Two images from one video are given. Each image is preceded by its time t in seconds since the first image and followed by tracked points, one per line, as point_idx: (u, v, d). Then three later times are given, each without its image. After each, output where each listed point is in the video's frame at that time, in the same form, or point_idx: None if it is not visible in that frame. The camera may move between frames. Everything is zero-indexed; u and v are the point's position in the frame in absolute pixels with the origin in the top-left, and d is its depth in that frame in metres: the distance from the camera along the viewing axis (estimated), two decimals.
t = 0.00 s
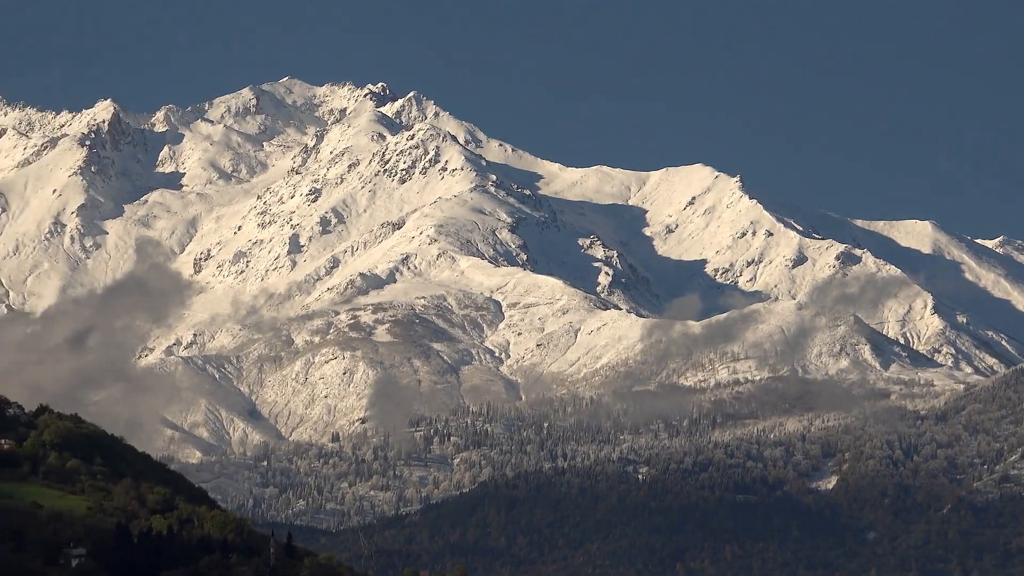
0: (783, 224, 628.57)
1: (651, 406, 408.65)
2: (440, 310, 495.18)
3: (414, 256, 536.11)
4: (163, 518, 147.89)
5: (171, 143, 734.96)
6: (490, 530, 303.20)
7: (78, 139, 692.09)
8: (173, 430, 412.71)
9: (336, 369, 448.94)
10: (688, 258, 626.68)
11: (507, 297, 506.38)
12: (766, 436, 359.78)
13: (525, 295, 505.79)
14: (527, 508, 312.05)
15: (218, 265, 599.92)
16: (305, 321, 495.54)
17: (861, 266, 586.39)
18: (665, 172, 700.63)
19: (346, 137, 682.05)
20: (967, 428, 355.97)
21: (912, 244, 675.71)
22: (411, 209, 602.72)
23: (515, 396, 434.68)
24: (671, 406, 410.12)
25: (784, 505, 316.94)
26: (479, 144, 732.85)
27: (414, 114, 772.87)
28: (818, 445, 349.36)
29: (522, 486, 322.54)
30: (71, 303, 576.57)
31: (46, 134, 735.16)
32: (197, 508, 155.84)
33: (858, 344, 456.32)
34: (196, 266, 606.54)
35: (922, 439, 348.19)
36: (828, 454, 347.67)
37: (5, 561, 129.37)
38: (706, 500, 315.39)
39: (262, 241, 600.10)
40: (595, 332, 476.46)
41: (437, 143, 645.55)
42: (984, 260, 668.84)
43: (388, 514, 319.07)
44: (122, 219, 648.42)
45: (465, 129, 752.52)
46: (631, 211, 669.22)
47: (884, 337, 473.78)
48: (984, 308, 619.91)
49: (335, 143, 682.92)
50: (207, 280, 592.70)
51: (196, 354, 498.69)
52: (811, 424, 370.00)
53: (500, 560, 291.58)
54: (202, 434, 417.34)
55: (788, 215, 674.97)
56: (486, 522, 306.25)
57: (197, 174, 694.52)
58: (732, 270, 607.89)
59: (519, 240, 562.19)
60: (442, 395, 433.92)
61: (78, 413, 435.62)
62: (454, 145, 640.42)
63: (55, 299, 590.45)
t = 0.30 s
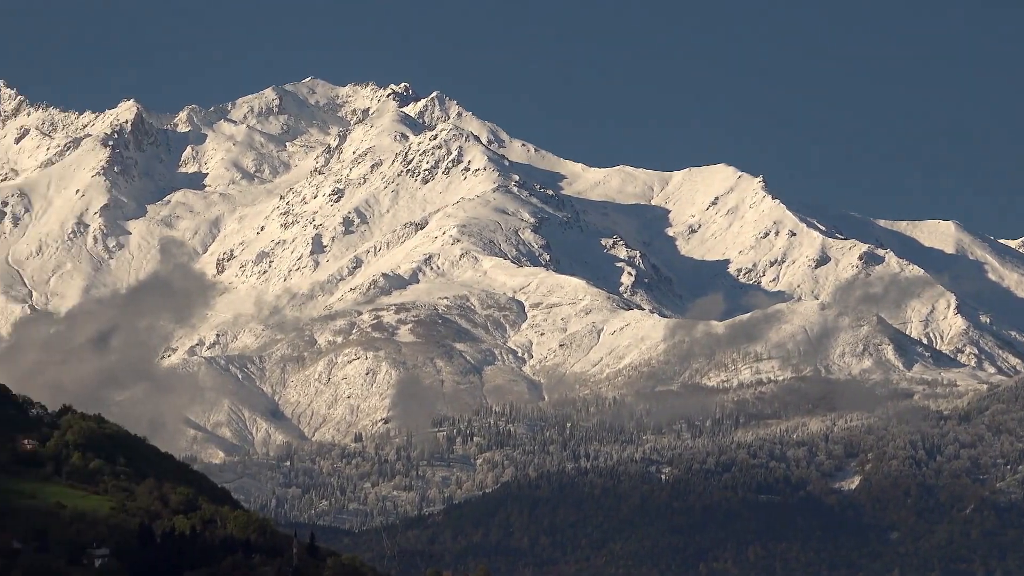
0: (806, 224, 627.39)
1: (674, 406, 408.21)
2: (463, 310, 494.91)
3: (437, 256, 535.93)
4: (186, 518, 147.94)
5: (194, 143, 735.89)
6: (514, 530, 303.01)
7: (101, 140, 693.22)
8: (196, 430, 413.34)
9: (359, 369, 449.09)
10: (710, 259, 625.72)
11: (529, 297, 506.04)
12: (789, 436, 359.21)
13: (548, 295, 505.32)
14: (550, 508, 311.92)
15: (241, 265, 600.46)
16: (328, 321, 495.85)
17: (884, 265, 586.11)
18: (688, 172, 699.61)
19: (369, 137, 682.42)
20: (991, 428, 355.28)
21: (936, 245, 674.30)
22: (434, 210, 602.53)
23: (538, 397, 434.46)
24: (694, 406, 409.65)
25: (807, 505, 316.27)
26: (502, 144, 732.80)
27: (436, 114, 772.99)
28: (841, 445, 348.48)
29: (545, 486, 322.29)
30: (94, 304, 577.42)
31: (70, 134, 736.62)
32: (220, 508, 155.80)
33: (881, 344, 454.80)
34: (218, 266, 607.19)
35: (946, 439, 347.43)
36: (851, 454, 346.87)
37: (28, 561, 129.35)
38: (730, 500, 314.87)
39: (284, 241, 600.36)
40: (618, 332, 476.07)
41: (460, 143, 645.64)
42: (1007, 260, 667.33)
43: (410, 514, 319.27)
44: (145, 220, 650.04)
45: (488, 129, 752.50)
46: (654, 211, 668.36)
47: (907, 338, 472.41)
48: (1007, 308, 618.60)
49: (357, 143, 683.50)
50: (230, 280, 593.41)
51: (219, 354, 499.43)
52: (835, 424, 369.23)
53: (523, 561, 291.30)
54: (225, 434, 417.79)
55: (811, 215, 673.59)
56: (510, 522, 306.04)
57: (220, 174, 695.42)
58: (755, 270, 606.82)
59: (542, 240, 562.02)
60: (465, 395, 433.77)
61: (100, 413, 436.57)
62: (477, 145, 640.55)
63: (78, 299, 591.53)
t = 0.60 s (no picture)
0: (829, 224, 626.21)
1: (697, 406, 407.66)
2: (486, 310, 494.60)
3: (460, 256, 535.72)
4: (209, 518, 147.92)
5: (217, 143, 736.73)
6: (537, 530, 302.79)
7: (124, 140, 694.25)
8: (218, 430, 413.84)
9: (382, 369, 449.11)
10: (733, 259, 624.71)
11: (552, 297, 505.62)
12: (812, 436, 358.51)
13: (570, 295, 504.91)
14: (573, 508, 311.76)
15: (264, 265, 600.97)
16: (351, 322, 496.05)
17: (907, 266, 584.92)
18: (711, 172, 698.50)
19: (392, 137, 682.61)
20: (1014, 429, 354.72)
21: (959, 244, 672.86)
22: (457, 210, 602.31)
23: (561, 397, 434.11)
24: (717, 406, 409.11)
25: (830, 506, 315.50)
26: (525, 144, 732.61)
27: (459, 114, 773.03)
28: (864, 445, 347.60)
29: (568, 486, 321.91)
30: (118, 304, 578.29)
31: (93, 134, 738.06)
32: (243, 508, 155.85)
33: (904, 344, 453.35)
34: (242, 266, 607.82)
35: (969, 440, 346.70)
36: (874, 454, 346.02)
37: (52, 562, 129.48)
38: (753, 500, 314.27)
39: (307, 241, 600.66)
40: (641, 332, 475.55)
41: (483, 143, 645.60)
42: None
43: (433, 514, 319.31)
44: (168, 220, 651.22)
45: (511, 129, 752.35)
46: (677, 211, 667.46)
47: (930, 337, 471.05)
48: None
49: (380, 143, 683.84)
50: (252, 280, 594.03)
51: (242, 354, 499.98)
52: (857, 424, 368.52)
53: (546, 561, 291.09)
54: (248, 434, 418.11)
55: (834, 215, 672.25)
56: (533, 522, 305.82)
57: (243, 174, 696.19)
58: (777, 270, 605.71)
59: (564, 240, 561.79)
60: (488, 395, 433.64)
61: (124, 413, 437.39)
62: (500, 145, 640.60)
63: (102, 299, 592.51)
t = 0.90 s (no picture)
0: (852, 224, 624.92)
1: (720, 407, 406.90)
2: (509, 310, 494.22)
3: (483, 256, 535.45)
4: (232, 518, 147.91)
5: (240, 143, 737.61)
6: (561, 530, 302.49)
7: (148, 140, 695.46)
8: (242, 430, 414.38)
9: (405, 369, 449.06)
10: (757, 259, 623.52)
11: (575, 297, 505.01)
12: (835, 436, 357.64)
13: (593, 295, 504.39)
14: (596, 507, 311.50)
15: (287, 265, 601.46)
16: (374, 322, 496.10)
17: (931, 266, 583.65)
18: (734, 172, 697.31)
19: (415, 138, 682.67)
20: None
21: (982, 245, 671.10)
22: (480, 210, 602.02)
23: (584, 397, 433.66)
24: (740, 406, 408.46)
25: (854, 506, 314.62)
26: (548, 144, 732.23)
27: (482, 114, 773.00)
28: (887, 445, 346.61)
29: (591, 486, 321.47)
30: (142, 304, 579.01)
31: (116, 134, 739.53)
32: (266, 509, 155.82)
33: (928, 344, 451.94)
34: (265, 266, 608.28)
35: (991, 441, 345.76)
36: (897, 454, 345.06)
37: (75, 561, 129.57)
38: (776, 500, 313.58)
39: (330, 241, 600.75)
40: (664, 332, 474.91)
41: (506, 143, 645.48)
42: None
43: (457, 513, 319.28)
44: (191, 220, 652.30)
45: (534, 129, 752.09)
46: (700, 211, 666.45)
47: (953, 337, 469.66)
48: None
49: (403, 143, 684.08)
50: (276, 279, 594.55)
51: (265, 354, 500.58)
52: (881, 424, 367.60)
53: (569, 561, 290.73)
54: (271, 434, 418.35)
55: (857, 215, 670.79)
56: (556, 522, 305.44)
57: (267, 174, 696.90)
58: (800, 270, 604.20)
59: (588, 240, 561.41)
60: (511, 395, 433.36)
61: (148, 413, 438.04)
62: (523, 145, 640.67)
63: (126, 299, 593.59)
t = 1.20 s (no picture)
0: (876, 224, 623.59)
1: (744, 407, 406.19)
2: (533, 310, 493.82)
3: (506, 256, 535.20)
4: (256, 518, 147.92)
5: (264, 144, 738.43)
6: (584, 530, 302.20)
7: (172, 140, 696.66)
8: (265, 430, 414.83)
9: (428, 369, 448.96)
10: (780, 259, 622.25)
11: (599, 297, 504.48)
12: (858, 436, 356.77)
13: (617, 295, 503.85)
14: (619, 507, 311.22)
15: (311, 265, 601.96)
16: (397, 322, 496.11)
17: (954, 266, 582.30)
18: (758, 172, 696.15)
19: (438, 138, 682.71)
20: None
21: (1006, 245, 669.23)
22: (503, 211, 601.95)
23: (608, 397, 433.29)
24: (764, 406, 407.80)
25: (878, 506, 313.74)
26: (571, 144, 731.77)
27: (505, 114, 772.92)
28: (910, 445, 345.64)
29: (615, 486, 321.03)
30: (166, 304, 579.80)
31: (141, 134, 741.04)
32: (290, 509, 155.79)
33: (951, 344, 450.64)
34: (288, 266, 608.67)
35: (1015, 441, 344.87)
36: (921, 454, 344.09)
37: (99, 562, 129.80)
38: (800, 500, 312.99)
39: (354, 241, 600.91)
40: (688, 332, 474.23)
41: (529, 143, 645.37)
42: None
43: (481, 513, 319.17)
44: (215, 220, 653.34)
45: (557, 129, 751.67)
46: (724, 211, 665.48)
47: (977, 337, 468.30)
48: None
49: (426, 143, 684.17)
50: (299, 279, 595.13)
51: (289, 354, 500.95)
52: (905, 424, 366.60)
53: (593, 561, 290.39)
54: (295, 434, 418.52)
55: (881, 215, 669.27)
56: (579, 522, 305.09)
57: (290, 174, 697.53)
58: (824, 270, 602.44)
59: (611, 240, 561.05)
60: (534, 395, 433.12)
61: (172, 412, 438.69)
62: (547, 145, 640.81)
63: (150, 299, 594.54)
